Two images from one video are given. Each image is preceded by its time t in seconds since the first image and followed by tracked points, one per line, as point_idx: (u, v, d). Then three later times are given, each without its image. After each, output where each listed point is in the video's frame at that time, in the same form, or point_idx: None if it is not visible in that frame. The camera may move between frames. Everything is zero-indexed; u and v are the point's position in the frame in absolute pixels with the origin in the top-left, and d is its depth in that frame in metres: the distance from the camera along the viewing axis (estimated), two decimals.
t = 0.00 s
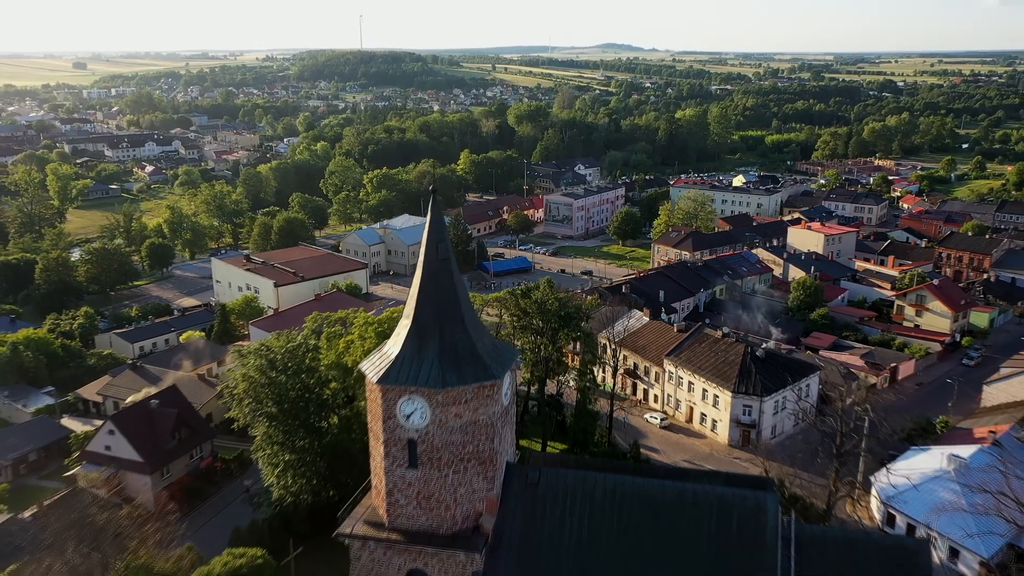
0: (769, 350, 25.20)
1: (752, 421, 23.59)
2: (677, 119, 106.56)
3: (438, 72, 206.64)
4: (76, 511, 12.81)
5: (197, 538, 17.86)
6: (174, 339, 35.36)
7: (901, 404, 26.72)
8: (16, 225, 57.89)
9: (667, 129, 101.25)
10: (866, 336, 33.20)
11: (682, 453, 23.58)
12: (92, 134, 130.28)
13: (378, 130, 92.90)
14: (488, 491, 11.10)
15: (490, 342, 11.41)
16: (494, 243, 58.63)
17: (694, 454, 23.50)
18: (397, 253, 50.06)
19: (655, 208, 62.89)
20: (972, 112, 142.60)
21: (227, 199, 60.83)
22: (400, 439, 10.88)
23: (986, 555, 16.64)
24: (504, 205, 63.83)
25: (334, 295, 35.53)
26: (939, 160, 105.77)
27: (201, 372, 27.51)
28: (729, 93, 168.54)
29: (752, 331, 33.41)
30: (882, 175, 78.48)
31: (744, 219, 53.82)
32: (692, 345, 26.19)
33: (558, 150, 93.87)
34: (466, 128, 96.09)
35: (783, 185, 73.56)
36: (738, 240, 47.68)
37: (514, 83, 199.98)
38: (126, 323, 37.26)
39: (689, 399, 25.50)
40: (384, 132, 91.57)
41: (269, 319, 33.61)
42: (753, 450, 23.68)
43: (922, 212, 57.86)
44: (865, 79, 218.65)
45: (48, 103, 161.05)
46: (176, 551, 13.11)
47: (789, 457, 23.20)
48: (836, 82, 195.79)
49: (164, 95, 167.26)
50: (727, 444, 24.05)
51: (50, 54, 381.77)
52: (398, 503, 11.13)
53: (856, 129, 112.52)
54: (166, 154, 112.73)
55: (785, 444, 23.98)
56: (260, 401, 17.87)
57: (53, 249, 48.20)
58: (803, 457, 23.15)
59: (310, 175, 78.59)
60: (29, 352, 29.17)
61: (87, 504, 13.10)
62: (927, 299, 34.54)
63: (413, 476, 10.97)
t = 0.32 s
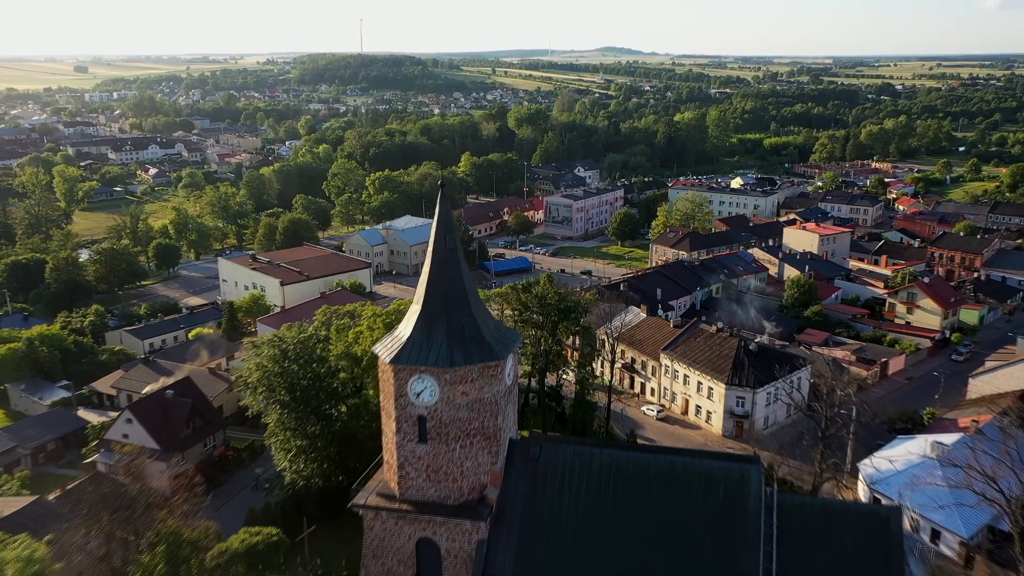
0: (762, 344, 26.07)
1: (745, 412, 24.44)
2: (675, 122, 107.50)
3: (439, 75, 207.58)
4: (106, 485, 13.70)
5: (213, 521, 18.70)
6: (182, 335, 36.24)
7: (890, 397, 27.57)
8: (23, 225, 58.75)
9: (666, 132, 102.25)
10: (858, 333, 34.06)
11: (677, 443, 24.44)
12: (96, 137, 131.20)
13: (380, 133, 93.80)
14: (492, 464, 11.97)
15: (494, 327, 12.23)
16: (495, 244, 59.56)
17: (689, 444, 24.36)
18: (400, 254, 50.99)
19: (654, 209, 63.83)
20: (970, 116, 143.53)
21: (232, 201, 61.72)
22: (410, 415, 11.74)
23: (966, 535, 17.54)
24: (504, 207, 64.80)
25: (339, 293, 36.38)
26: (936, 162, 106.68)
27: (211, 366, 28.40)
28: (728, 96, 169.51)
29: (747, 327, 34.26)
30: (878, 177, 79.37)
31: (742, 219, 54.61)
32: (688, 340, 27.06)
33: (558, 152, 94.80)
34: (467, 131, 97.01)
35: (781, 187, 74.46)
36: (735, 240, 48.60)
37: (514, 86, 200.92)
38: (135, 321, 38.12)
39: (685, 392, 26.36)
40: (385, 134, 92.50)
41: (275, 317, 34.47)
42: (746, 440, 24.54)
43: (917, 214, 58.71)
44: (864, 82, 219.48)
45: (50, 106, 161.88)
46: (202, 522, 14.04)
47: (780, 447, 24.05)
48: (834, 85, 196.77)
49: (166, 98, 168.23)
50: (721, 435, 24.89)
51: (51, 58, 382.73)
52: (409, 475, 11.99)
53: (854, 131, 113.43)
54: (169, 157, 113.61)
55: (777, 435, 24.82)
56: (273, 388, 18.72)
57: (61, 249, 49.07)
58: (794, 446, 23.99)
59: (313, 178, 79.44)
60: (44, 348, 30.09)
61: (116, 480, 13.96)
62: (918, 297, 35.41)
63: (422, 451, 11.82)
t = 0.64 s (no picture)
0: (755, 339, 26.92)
1: (739, 403, 25.27)
2: (674, 125, 108.38)
3: (439, 79, 208.51)
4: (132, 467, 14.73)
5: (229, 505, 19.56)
6: (191, 332, 36.99)
7: (880, 391, 28.39)
8: (31, 226, 59.61)
9: (665, 136, 103.24)
10: (852, 330, 34.89)
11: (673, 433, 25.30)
12: (98, 139, 131.96)
13: (381, 135, 94.65)
14: (496, 441, 12.76)
15: (497, 312, 13.05)
16: (496, 245, 60.46)
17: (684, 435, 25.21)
18: (402, 254, 51.87)
19: (653, 210, 64.74)
20: (967, 118, 144.51)
21: (236, 202, 62.48)
22: (420, 394, 12.58)
23: (947, 517, 18.38)
24: (505, 208, 65.74)
25: (344, 291, 37.20)
26: (932, 164, 107.57)
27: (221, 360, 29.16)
28: (727, 99, 170.45)
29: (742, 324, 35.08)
30: (875, 179, 80.23)
31: (738, 220, 55.48)
32: (683, 335, 27.91)
33: (557, 155, 95.65)
34: (467, 134, 97.84)
35: (778, 189, 75.39)
36: (732, 241, 49.50)
37: (514, 90, 201.81)
38: (143, 319, 38.93)
39: (680, 384, 27.22)
40: (386, 137, 93.41)
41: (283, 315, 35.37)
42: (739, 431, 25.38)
43: (911, 215, 59.57)
44: (863, 86, 220.47)
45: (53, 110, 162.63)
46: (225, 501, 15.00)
47: (773, 437, 24.89)
48: (833, 88, 197.62)
49: (167, 102, 169.00)
50: (716, 426, 25.73)
51: (52, 62, 383.81)
52: (418, 452, 12.82)
53: (851, 134, 114.32)
54: (171, 159, 114.42)
55: (770, 426, 25.64)
56: (284, 378, 19.55)
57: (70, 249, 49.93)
58: (785, 436, 24.82)
59: (315, 179, 80.24)
60: (59, 343, 30.92)
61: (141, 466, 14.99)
62: (909, 294, 36.28)
63: (431, 428, 12.66)
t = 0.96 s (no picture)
0: (749, 334, 27.75)
1: (732, 396, 26.10)
2: (673, 127, 109.32)
3: (440, 82, 209.62)
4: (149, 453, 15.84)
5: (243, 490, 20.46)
6: (198, 330, 37.81)
7: (870, 385, 29.23)
8: (37, 228, 60.41)
9: (664, 139, 104.24)
10: (844, 327, 35.76)
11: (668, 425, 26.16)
12: (101, 143, 132.69)
13: (382, 138, 95.51)
14: (499, 422, 13.59)
15: (499, 301, 13.86)
16: (497, 246, 61.34)
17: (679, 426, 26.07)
18: (405, 254, 52.74)
19: (651, 212, 65.65)
20: (964, 122, 145.43)
21: (240, 204, 63.31)
22: (427, 377, 13.43)
23: (930, 500, 19.16)
24: (505, 210, 66.66)
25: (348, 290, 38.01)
26: (929, 167, 108.47)
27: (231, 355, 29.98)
28: (726, 103, 171.43)
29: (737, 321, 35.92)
30: (871, 181, 81.19)
31: (735, 221, 56.37)
32: (680, 331, 28.76)
33: (557, 157, 96.53)
34: (468, 137, 98.79)
35: (775, 190, 76.34)
36: (729, 241, 50.41)
37: (513, 93, 202.78)
38: (152, 317, 39.79)
39: (676, 378, 28.07)
40: (388, 140, 94.34)
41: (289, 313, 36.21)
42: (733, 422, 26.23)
43: (906, 216, 60.45)
44: (861, 89, 221.49)
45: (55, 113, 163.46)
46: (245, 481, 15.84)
47: (765, 428, 25.70)
48: (831, 92, 198.77)
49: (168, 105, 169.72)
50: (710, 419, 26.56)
51: (54, 65, 385.27)
52: (426, 432, 13.66)
53: (849, 137, 115.17)
54: (173, 163, 115.25)
55: (763, 418, 26.46)
56: (294, 368, 20.36)
57: (78, 249, 50.80)
58: (777, 427, 25.64)
59: (317, 182, 81.11)
60: (72, 340, 31.81)
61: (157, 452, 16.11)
62: (900, 292, 37.15)
63: (438, 410, 13.51)
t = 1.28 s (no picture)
0: (743, 330, 28.61)
1: (726, 389, 26.92)
2: (672, 130, 110.27)
3: (440, 86, 210.66)
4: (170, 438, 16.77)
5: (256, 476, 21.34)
6: (206, 327, 38.64)
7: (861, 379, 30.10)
8: (44, 229, 61.27)
9: (662, 142, 105.25)
10: (837, 324, 36.65)
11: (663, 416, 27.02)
12: (104, 146, 133.59)
13: (383, 141, 96.41)
14: (501, 405, 14.47)
15: (502, 291, 14.69)
16: (497, 247, 62.27)
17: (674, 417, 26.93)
18: (407, 254, 53.62)
19: (649, 213, 66.61)
20: (961, 125, 146.28)
21: (245, 206, 64.18)
22: (434, 361, 14.29)
23: (916, 487, 19.93)
24: (506, 212, 67.60)
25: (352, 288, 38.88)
26: (925, 170, 109.37)
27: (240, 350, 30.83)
28: (725, 106, 172.57)
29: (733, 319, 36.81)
30: (867, 184, 82.09)
31: (732, 221, 57.32)
32: (676, 326, 29.62)
33: (556, 160, 97.45)
34: (469, 140, 99.69)
35: (773, 192, 77.25)
36: (725, 242, 51.34)
37: (513, 96, 203.78)
38: (160, 315, 40.65)
39: (672, 372, 28.97)
40: (389, 143, 95.30)
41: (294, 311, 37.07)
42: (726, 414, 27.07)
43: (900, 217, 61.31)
44: (860, 92, 222.40)
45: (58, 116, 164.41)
46: (261, 461, 16.73)
47: (758, 420, 26.52)
48: (830, 95, 199.36)
49: (170, 108, 170.65)
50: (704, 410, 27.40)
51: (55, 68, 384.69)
52: (433, 414, 14.49)
53: (847, 140, 115.98)
54: (176, 165, 116.16)
55: (756, 410, 27.31)
56: (304, 360, 21.20)
57: (85, 250, 51.61)
58: (770, 419, 26.47)
59: (320, 184, 82.01)
60: (84, 336, 32.66)
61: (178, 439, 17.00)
62: (892, 290, 38.05)
63: (444, 393, 14.36)
